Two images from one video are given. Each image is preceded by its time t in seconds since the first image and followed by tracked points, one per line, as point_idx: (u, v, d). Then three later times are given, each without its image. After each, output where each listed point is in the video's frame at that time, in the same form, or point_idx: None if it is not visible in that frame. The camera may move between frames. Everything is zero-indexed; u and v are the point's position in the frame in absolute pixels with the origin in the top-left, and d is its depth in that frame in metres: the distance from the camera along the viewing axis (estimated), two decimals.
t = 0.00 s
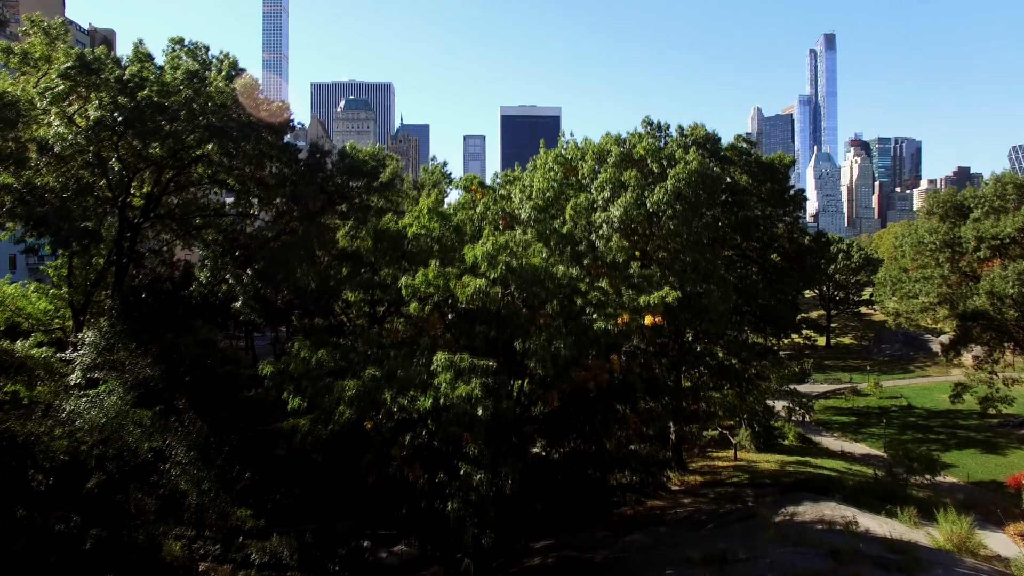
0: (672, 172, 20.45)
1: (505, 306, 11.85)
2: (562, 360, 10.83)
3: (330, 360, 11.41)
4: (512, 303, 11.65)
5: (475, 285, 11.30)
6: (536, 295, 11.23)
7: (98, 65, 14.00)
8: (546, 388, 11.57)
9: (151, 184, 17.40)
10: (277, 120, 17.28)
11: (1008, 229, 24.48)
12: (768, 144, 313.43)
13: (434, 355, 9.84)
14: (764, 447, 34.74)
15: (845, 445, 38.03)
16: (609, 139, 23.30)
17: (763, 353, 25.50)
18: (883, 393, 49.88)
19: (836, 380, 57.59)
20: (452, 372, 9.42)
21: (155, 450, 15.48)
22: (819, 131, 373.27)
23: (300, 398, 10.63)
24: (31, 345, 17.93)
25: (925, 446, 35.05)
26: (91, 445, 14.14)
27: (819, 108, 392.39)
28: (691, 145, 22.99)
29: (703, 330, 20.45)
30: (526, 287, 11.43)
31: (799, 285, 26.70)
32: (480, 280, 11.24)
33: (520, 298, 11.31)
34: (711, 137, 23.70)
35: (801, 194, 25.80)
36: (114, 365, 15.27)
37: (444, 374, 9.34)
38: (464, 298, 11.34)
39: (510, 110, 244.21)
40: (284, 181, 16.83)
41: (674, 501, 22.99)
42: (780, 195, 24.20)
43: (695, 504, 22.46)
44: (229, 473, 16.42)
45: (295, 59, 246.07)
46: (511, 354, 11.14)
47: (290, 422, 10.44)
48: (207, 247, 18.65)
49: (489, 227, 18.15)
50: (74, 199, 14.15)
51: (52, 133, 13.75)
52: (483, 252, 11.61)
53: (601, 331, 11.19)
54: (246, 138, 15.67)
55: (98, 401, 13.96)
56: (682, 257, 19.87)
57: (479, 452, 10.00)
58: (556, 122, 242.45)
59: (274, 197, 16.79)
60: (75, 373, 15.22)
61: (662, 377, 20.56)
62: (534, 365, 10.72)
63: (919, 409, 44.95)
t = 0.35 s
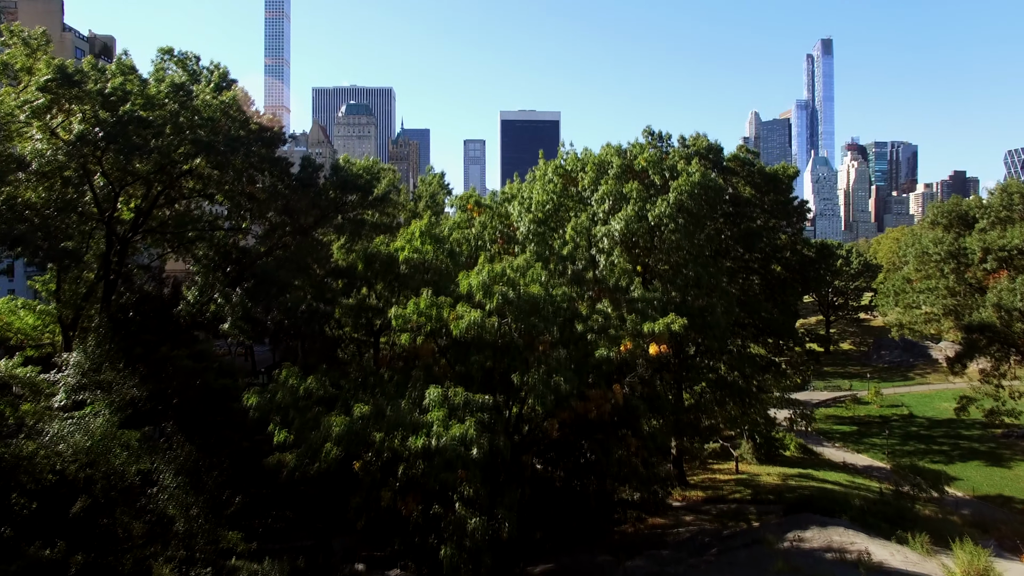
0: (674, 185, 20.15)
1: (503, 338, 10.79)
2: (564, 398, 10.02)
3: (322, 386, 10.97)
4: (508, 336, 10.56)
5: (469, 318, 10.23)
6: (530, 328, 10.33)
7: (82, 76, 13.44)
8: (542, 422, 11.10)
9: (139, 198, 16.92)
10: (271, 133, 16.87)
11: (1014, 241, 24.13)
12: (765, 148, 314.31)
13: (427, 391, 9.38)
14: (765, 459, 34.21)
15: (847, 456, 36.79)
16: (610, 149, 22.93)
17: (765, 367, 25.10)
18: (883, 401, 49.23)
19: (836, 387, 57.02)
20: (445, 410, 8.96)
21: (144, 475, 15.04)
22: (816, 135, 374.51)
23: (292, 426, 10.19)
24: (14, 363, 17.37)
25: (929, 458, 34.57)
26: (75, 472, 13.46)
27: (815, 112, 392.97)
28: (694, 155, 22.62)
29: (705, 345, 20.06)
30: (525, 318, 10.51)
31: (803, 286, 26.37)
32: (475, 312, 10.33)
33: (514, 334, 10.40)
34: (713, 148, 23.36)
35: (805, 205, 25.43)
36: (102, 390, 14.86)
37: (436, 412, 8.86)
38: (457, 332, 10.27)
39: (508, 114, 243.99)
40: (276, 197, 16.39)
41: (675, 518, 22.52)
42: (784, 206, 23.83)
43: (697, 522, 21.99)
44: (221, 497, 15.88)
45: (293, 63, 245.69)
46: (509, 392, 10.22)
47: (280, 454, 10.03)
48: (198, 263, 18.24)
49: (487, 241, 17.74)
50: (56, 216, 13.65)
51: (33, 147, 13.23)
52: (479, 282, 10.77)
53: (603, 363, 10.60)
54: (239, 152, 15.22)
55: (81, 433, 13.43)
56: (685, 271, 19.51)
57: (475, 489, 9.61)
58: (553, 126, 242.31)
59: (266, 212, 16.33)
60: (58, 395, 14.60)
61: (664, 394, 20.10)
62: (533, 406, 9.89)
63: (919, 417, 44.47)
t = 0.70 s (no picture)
0: (678, 197, 19.74)
1: (500, 372, 10.12)
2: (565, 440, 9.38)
3: (312, 418, 10.35)
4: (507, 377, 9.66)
5: (462, 357, 9.47)
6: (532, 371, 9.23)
7: (59, 87, 12.71)
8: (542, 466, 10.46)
9: (124, 214, 16.31)
10: (262, 146, 16.31)
11: None
12: (763, 151, 314.24)
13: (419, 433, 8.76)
14: (767, 472, 33.52)
15: (850, 469, 35.88)
16: (611, 160, 22.43)
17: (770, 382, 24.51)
18: (885, 410, 48.48)
19: (837, 394, 56.27)
20: (438, 455, 8.36)
21: (127, 502, 14.40)
22: (814, 139, 374.73)
23: (279, 462, 9.56)
24: None
25: (934, 471, 33.98)
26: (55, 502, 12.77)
27: (813, 115, 393.23)
28: (697, 167, 22.15)
29: (709, 363, 19.44)
30: (522, 358, 9.71)
31: (805, 297, 25.84)
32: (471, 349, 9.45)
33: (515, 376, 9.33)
34: (717, 159, 22.79)
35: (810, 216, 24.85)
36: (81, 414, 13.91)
37: (429, 458, 8.26)
38: (450, 373, 9.46)
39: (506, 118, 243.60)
40: (266, 213, 15.77)
41: (678, 539, 21.82)
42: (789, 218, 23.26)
43: (701, 543, 21.30)
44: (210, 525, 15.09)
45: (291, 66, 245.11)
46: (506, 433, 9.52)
47: (263, 495, 9.41)
48: (185, 279, 17.64)
49: (485, 257, 17.18)
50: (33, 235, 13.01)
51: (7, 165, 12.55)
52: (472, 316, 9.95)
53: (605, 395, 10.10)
54: (230, 167, 14.65)
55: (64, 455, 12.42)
56: (689, 287, 19.02)
57: (470, 539, 8.95)
58: (552, 130, 241.87)
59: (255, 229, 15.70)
60: (38, 423, 13.74)
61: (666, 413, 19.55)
62: (532, 449, 9.21)
63: (923, 427, 43.78)
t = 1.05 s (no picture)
0: (682, 209, 19.37)
1: (497, 414, 9.38)
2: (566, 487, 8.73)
3: (299, 453, 9.71)
4: (504, 411, 9.29)
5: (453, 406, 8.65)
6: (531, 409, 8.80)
7: (36, 98, 12.07)
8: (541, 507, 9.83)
9: (108, 229, 15.67)
10: (251, 158, 15.75)
11: None
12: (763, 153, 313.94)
13: (408, 479, 8.24)
14: (771, 484, 32.78)
15: (856, 480, 35.01)
16: (614, 168, 21.89)
17: (775, 396, 23.93)
18: (888, 417, 47.57)
19: (839, 401, 55.47)
20: (430, 505, 7.75)
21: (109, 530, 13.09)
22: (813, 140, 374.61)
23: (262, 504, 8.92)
24: None
25: (941, 482, 33.45)
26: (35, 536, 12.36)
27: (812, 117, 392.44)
28: (701, 176, 21.65)
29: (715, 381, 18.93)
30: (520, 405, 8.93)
31: (809, 308, 25.37)
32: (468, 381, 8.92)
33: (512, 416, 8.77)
34: (722, 168, 22.25)
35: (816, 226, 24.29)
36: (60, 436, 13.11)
37: (418, 510, 7.68)
38: (441, 421, 8.75)
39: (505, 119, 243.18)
40: (258, 228, 15.26)
41: (682, 558, 21.07)
42: (796, 229, 22.79)
43: (705, 563, 20.58)
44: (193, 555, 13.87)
45: (290, 68, 244.51)
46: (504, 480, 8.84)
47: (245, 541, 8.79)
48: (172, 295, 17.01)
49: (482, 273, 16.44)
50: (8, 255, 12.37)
51: None
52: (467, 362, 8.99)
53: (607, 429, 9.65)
54: (219, 181, 14.05)
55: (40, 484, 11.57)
56: (694, 302, 18.61)
57: None
58: (551, 131, 241.31)
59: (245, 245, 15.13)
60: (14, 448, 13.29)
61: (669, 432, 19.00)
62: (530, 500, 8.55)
63: (927, 435, 43.02)
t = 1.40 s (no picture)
0: (689, 221, 18.73)
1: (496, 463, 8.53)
2: (569, 544, 7.94)
3: (279, 497, 9.00)
4: (501, 469, 8.31)
5: (442, 461, 7.75)
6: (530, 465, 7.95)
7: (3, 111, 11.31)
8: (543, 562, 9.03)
9: (87, 245, 14.89)
10: (238, 171, 15.06)
11: None
12: (763, 154, 313.15)
13: (397, 538, 7.64)
14: (777, 496, 32.04)
15: (864, 492, 34.18)
16: (617, 177, 21.23)
17: (785, 412, 23.16)
18: (895, 425, 46.67)
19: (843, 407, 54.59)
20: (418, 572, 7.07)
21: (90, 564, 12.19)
22: (813, 141, 373.83)
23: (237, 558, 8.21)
24: None
25: (952, 494, 32.63)
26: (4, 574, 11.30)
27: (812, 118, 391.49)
28: (707, 186, 20.99)
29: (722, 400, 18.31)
30: (519, 456, 7.99)
31: (818, 319, 24.73)
32: (461, 427, 8.16)
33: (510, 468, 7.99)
34: (729, 177, 21.57)
35: (825, 236, 23.58)
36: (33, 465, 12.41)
37: None
38: (430, 479, 7.84)
39: (505, 121, 242.62)
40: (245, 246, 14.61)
41: None
42: (805, 240, 22.13)
43: None
44: None
45: (290, 69, 244.06)
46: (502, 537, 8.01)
47: None
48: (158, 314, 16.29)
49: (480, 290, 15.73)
50: None
51: None
52: (462, 411, 8.05)
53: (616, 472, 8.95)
54: (202, 197, 13.34)
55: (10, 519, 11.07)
56: (701, 318, 18.03)
57: None
58: (551, 133, 240.60)
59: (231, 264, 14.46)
60: None
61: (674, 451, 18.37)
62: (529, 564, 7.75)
63: (934, 444, 42.17)
